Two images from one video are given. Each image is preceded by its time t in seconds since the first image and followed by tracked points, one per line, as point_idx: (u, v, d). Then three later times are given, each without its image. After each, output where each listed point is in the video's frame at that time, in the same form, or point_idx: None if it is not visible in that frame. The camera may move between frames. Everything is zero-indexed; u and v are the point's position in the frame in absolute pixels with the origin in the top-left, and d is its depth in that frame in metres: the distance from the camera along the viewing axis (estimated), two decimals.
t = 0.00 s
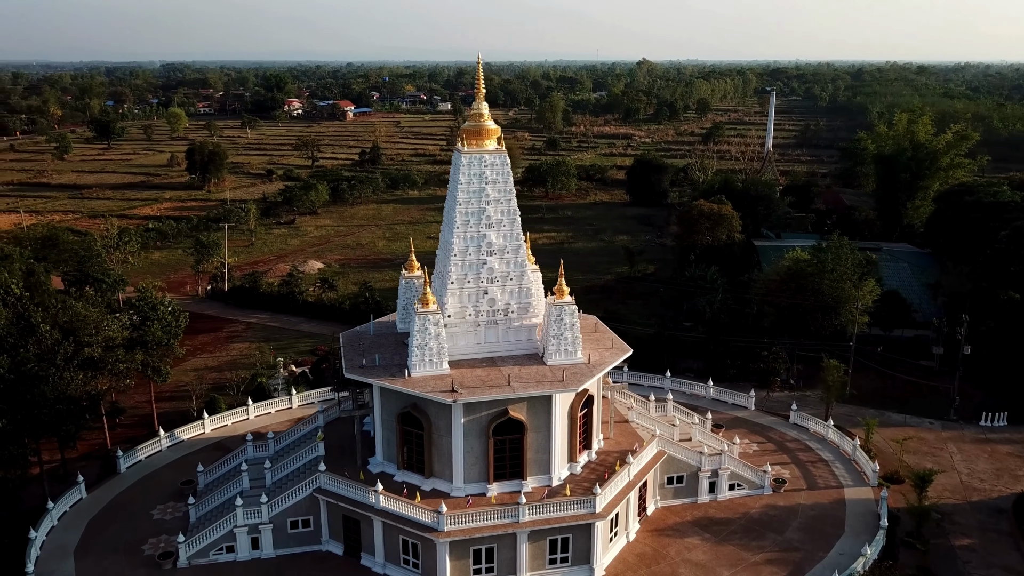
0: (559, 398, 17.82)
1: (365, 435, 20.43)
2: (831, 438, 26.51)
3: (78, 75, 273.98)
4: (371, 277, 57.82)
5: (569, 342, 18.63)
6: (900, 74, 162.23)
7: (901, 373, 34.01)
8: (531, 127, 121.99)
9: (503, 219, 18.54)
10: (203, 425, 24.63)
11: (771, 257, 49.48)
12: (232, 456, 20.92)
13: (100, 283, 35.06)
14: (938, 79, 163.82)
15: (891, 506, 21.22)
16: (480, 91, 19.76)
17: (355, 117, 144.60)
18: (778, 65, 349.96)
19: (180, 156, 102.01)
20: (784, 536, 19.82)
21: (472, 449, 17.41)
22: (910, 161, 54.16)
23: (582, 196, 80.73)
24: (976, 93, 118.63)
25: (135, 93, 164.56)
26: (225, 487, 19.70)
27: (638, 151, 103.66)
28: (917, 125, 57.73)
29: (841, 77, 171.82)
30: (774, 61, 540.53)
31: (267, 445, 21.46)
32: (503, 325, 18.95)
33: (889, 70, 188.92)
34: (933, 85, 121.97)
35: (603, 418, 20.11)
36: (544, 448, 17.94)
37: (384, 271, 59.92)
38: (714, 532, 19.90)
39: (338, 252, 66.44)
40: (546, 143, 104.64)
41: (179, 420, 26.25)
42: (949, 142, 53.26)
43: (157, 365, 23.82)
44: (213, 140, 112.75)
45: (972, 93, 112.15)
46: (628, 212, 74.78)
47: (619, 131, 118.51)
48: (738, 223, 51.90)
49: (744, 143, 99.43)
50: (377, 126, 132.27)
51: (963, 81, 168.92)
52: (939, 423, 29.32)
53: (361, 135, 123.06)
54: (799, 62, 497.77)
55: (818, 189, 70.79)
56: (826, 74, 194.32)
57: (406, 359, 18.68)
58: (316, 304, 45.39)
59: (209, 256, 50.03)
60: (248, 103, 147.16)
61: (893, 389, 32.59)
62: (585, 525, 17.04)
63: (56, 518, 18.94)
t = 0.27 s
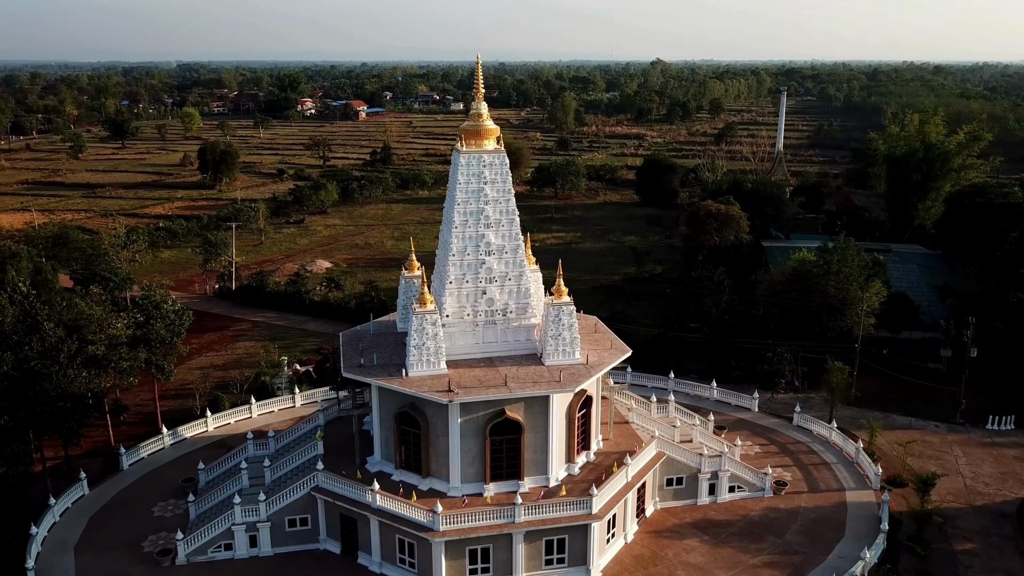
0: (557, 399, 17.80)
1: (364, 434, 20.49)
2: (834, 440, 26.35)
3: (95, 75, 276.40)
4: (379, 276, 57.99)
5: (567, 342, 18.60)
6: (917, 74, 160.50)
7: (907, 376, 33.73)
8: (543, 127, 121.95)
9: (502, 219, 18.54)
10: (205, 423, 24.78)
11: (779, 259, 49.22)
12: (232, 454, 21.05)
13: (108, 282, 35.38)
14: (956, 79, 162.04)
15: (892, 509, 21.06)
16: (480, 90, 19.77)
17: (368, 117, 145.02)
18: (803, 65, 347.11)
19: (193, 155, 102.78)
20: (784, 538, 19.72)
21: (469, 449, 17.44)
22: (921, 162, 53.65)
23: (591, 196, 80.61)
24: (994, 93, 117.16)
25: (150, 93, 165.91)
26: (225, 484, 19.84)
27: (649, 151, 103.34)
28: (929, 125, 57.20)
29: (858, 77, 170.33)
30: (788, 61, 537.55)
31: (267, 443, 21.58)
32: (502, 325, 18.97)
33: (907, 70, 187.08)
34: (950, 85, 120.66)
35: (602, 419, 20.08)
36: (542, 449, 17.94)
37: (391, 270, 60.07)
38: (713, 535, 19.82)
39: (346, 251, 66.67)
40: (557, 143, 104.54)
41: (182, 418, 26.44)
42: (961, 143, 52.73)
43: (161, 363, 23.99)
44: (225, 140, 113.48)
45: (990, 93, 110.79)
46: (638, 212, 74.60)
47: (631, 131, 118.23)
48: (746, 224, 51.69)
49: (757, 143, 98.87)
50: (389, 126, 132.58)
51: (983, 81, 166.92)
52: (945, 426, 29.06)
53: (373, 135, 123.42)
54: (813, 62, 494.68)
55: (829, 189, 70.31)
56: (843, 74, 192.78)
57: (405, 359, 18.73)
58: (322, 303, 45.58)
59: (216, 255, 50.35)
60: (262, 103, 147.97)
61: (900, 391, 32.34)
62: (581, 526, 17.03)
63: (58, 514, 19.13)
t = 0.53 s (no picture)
0: (555, 400, 17.80)
1: (364, 433, 20.55)
2: (837, 443, 26.16)
3: (113, 74, 278.57)
4: (387, 276, 58.16)
5: (566, 343, 18.58)
6: (935, 74, 158.81)
7: (914, 378, 33.44)
8: (555, 127, 121.86)
9: (501, 219, 18.56)
10: (209, 421, 24.94)
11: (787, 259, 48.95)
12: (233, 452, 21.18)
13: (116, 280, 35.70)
14: (975, 79, 160.20)
15: (894, 513, 20.90)
16: (480, 90, 19.80)
17: (380, 117, 145.45)
18: (818, 65, 344.97)
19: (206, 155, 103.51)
20: (783, 541, 19.60)
21: (466, 449, 17.46)
22: (932, 163, 53.14)
23: (602, 196, 80.44)
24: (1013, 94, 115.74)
25: (165, 93, 167.29)
26: (226, 482, 19.97)
27: (660, 151, 103.00)
28: (942, 126, 56.64)
29: (875, 77, 168.84)
30: (802, 61, 534.44)
31: (268, 441, 21.70)
32: (500, 325, 18.98)
33: (926, 70, 185.17)
34: (968, 86, 119.34)
35: (601, 420, 20.05)
36: (540, 449, 17.94)
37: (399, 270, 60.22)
38: (712, 537, 19.74)
39: (354, 251, 66.92)
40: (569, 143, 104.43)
41: (185, 416, 26.62)
42: (973, 144, 52.18)
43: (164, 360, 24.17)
44: (238, 140, 114.20)
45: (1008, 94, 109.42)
46: (648, 212, 74.37)
47: (644, 132, 117.93)
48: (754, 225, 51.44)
49: (769, 143, 98.29)
50: (401, 126, 132.93)
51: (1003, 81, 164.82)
52: (951, 429, 28.78)
53: (385, 135, 123.78)
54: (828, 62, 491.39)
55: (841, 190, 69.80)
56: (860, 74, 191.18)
57: (403, 358, 18.79)
58: (328, 302, 45.77)
59: (224, 254, 50.66)
60: (275, 103, 148.79)
61: (906, 394, 32.06)
62: (579, 527, 17.00)
63: (60, 510, 19.32)
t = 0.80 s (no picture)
0: (553, 400, 17.79)
1: (365, 432, 20.63)
2: (842, 446, 25.96)
3: (132, 74, 281.22)
4: (396, 275, 58.32)
5: (565, 343, 18.56)
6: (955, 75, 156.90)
7: (922, 382, 33.10)
8: (568, 127, 121.78)
9: (501, 219, 18.57)
10: (213, 419, 25.09)
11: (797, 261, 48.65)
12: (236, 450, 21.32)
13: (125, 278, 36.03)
14: (996, 79, 158.11)
15: (896, 517, 20.71)
16: (480, 90, 19.83)
17: (394, 117, 145.90)
18: (836, 65, 342.47)
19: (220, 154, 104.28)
20: (784, 545, 19.48)
21: (464, 449, 17.49)
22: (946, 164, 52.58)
23: (613, 197, 80.23)
24: None
25: (182, 92, 168.70)
26: (227, 480, 20.11)
27: (673, 151, 102.60)
28: (957, 126, 56.02)
29: (894, 77, 167.16)
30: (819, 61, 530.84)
31: (270, 440, 21.84)
32: (500, 326, 19.00)
33: (946, 70, 183.04)
34: (988, 86, 117.85)
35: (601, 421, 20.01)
36: (538, 450, 17.93)
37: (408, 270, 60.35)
38: (712, 539, 19.65)
39: (364, 250, 67.18)
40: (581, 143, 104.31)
41: (190, 414, 26.82)
42: (988, 144, 51.54)
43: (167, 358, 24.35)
44: (252, 139, 114.93)
45: None
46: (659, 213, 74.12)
47: (657, 132, 117.54)
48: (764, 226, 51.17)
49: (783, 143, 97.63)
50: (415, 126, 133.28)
51: None
52: (959, 434, 28.47)
53: (398, 134, 124.13)
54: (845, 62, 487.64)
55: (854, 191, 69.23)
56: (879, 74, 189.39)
57: (403, 358, 18.84)
58: (336, 301, 45.97)
59: (234, 253, 50.97)
60: (291, 102, 149.65)
61: (913, 397, 31.75)
62: (576, 528, 16.99)
63: (64, 506, 19.52)
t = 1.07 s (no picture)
0: (551, 401, 17.78)
1: (365, 431, 20.72)
2: (846, 448, 25.78)
3: (152, 74, 284.35)
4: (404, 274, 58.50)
5: (564, 344, 18.55)
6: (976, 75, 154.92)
7: (929, 385, 32.80)
8: (581, 128, 121.66)
9: (501, 219, 18.58)
10: (218, 417, 25.26)
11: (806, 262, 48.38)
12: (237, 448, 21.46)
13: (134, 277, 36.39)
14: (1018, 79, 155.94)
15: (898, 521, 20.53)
16: (481, 90, 19.87)
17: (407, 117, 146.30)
18: (852, 65, 339.92)
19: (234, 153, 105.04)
20: (783, 548, 19.40)
21: (462, 449, 17.52)
22: (959, 165, 52.05)
23: (624, 197, 80.07)
24: None
25: (198, 92, 170.09)
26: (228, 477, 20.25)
27: (686, 152, 102.22)
28: (971, 127, 55.44)
29: (912, 78, 165.61)
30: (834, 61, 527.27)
31: (272, 438, 21.98)
32: (499, 326, 19.01)
33: (966, 70, 180.91)
34: (1008, 87, 116.45)
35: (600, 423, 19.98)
36: (536, 450, 17.95)
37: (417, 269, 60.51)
38: (711, 542, 19.58)
39: (373, 250, 67.43)
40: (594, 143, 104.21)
41: (195, 412, 27.02)
42: (1002, 145, 50.97)
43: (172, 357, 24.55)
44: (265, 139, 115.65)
45: None
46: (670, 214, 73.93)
47: (670, 133, 117.15)
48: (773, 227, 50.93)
49: (797, 144, 97.02)
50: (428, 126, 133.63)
51: None
52: (966, 438, 28.19)
53: (411, 134, 124.49)
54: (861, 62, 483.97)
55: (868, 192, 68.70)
56: (898, 75, 187.67)
57: (402, 358, 18.91)
58: (344, 300, 46.17)
59: (243, 251, 51.29)
60: (305, 102, 150.47)
61: (920, 400, 31.47)
62: (573, 530, 16.98)
63: (67, 502, 19.73)
